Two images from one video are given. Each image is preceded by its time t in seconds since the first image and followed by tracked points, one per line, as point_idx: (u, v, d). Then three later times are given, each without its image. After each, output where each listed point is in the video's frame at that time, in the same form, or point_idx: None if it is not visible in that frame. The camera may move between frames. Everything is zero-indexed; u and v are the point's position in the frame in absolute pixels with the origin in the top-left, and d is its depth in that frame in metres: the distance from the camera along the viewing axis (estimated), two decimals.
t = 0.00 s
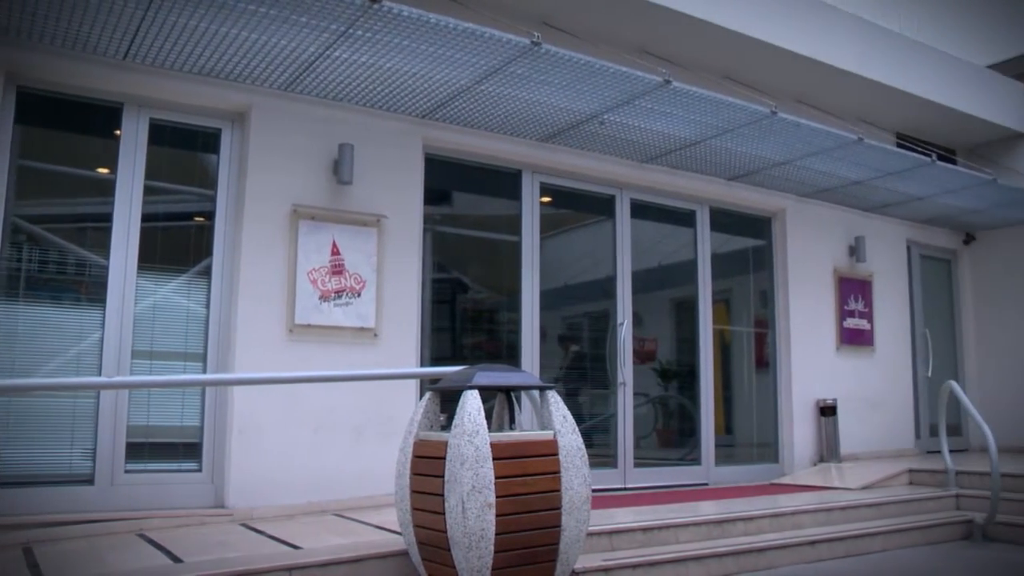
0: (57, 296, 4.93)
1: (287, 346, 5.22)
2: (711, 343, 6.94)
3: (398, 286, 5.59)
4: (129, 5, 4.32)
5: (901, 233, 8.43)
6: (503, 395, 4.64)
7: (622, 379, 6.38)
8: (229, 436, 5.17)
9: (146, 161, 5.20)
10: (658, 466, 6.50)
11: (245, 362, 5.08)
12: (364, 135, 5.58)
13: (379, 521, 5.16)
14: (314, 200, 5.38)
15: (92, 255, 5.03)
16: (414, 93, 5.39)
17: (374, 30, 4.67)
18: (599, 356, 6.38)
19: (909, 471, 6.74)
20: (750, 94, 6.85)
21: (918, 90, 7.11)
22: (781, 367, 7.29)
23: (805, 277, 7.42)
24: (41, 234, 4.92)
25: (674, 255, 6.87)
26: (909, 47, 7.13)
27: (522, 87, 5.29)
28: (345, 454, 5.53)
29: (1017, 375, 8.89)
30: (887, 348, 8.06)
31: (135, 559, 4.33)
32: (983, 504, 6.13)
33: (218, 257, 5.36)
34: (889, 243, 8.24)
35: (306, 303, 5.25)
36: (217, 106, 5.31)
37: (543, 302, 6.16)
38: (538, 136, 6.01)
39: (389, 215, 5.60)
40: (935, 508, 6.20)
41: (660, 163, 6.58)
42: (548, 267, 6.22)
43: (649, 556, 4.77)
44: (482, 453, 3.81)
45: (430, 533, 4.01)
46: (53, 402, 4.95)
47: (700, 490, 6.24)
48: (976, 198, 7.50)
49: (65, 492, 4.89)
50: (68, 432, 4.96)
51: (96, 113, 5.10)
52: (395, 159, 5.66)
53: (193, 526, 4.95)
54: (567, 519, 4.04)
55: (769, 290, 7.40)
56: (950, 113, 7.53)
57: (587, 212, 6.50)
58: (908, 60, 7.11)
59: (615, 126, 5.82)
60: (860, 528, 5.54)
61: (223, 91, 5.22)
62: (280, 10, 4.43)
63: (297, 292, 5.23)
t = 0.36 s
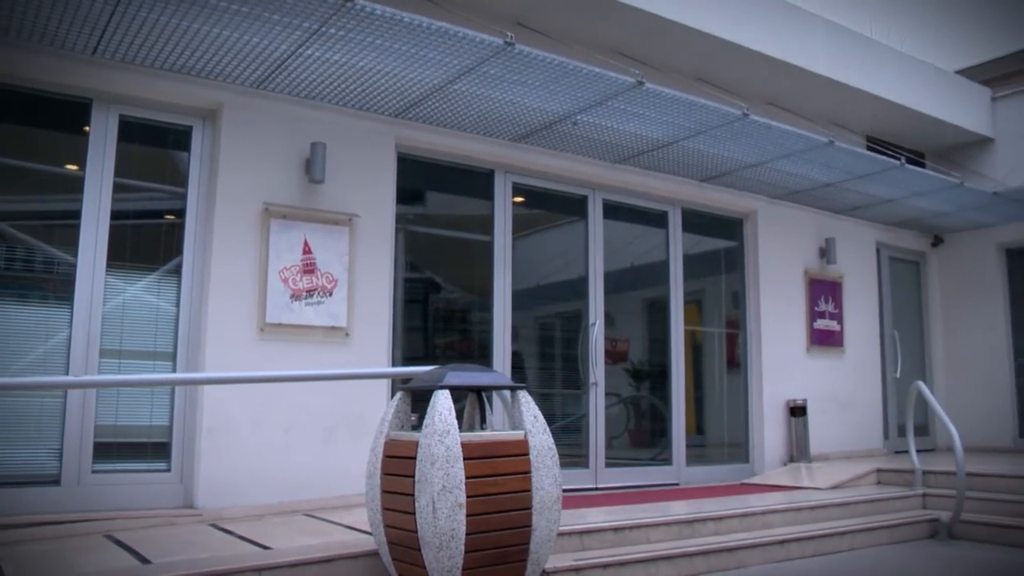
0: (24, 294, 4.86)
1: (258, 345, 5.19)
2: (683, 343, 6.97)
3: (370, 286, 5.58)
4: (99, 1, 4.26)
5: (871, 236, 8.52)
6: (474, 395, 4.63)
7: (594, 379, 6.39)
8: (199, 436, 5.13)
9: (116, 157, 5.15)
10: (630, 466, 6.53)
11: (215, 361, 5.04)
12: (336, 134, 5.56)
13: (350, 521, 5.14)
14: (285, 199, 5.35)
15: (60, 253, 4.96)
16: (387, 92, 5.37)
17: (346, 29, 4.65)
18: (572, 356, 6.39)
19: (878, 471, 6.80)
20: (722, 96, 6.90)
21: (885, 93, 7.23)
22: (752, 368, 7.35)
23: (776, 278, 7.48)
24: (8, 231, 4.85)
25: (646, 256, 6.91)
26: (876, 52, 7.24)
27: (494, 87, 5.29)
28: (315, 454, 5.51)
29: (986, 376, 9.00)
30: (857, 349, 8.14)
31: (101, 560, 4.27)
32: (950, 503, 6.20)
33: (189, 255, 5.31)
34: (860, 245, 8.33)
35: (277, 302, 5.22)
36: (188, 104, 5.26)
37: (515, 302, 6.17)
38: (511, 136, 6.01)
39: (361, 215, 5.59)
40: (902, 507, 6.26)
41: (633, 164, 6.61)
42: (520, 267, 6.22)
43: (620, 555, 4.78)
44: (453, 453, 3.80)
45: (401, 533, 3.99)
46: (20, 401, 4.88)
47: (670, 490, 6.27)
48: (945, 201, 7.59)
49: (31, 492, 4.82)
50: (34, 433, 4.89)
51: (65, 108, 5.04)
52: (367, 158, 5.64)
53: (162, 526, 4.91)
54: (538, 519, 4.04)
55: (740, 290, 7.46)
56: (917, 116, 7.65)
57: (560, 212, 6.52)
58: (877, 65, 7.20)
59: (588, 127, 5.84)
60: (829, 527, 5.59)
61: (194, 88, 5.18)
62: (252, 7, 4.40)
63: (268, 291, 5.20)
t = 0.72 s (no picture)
0: None
1: (228, 344, 5.16)
2: (654, 344, 7.01)
3: (342, 286, 5.57)
4: None
5: (842, 238, 8.60)
6: (445, 395, 4.62)
7: (566, 380, 6.40)
8: (168, 435, 5.09)
9: (84, 154, 5.09)
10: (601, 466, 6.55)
11: (184, 360, 5.00)
12: (308, 132, 5.53)
13: (321, 521, 5.12)
14: (256, 197, 5.32)
15: (27, 251, 4.89)
16: (359, 91, 5.36)
17: (319, 27, 4.63)
18: (544, 357, 6.40)
19: (846, 471, 6.87)
20: (695, 98, 6.95)
21: (854, 96, 7.32)
22: (723, 368, 7.40)
23: (747, 280, 7.54)
24: None
25: (619, 256, 6.94)
26: (846, 56, 7.33)
27: (467, 87, 5.29)
28: (286, 453, 5.49)
29: (955, 377, 9.11)
30: (827, 349, 8.21)
31: (67, 562, 4.22)
32: (917, 503, 6.27)
33: (159, 252, 5.26)
34: (830, 247, 8.40)
35: (248, 301, 5.19)
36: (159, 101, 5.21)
37: (488, 302, 6.17)
38: (484, 135, 6.02)
39: (334, 214, 5.57)
40: (870, 507, 6.32)
41: (606, 165, 6.64)
42: (493, 267, 6.23)
43: (590, 555, 4.80)
44: (423, 453, 3.79)
45: (371, 534, 3.97)
46: None
47: (641, 490, 6.30)
48: (915, 204, 7.68)
49: None
50: None
51: (33, 104, 4.97)
52: (340, 157, 5.63)
53: (130, 527, 4.86)
54: (508, 519, 4.05)
55: (711, 291, 7.51)
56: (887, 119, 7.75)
57: (533, 212, 6.53)
58: (847, 69, 7.29)
59: (561, 127, 5.85)
60: (798, 526, 5.63)
61: (165, 85, 5.13)
62: (225, 4, 4.36)
63: (238, 290, 5.17)
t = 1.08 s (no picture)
0: None
1: (198, 343, 5.12)
2: (625, 345, 7.03)
3: (313, 285, 5.55)
4: None
5: (813, 239, 8.68)
6: (416, 394, 4.59)
7: (537, 380, 6.40)
8: (137, 435, 5.04)
9: (52, 149, 5.01)
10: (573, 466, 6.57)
11: (153, 359, 4.96)
12: (279, 131, 5.51)
13: (291, 521, 5.10)
14: (227, 196, 5.28)
15: None
16: (331, 89, 5.34)
17: (291, 24, 4.60)
18: (515, 357, 6.40)
19: (815, 471, 6.93)
20: (668, 100, 6.98)
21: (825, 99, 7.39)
22: (694, 369, 7.44)
23: (719, 281, 7.58)
24: None
25: (590, 257, 6.96)
26: (818, 59, 7.39)
27: (440, 86, 5.28)
28: (255, 453, 5.46)
29: (924, 378, 9.21)
30: (797, 350, 8.28)
31: (31, 564, 4.15)
32: (885, 502, 6.34)
33: (128, 250, 5.20)
34: (801, 248, 8.47)
35: (218, 300, 5.16)
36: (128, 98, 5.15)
37: (460, 302, 6.17)
38: (457, 135, 6.01)
39: (305, 212, 5.55)
40: (840, 506, 6.37)
41: (579, 165, 6.65)
42: (465, 267, 6.22)
43: (561, 554, 4.81)
44: (393, 453, 3.78)
45: (343, 534, 3.94)
46: None
47: (611, 490, 6.32)
48: (884, 206, 7.76)
49: None
50: None
51: None
52: (311, 155, 5.60)
53: (97, 528, 4.81)
54: (478, 519, 4.04)
55: (682, 292, 7.55)
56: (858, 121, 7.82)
57: (504, 212, 6.53)
58: (818, 72, 7.36)
59: (534, 127, 5.85)
60: (768, 526, 5.67)
61: (134, 81, 5.08)
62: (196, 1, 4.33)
63: (208, 288, 5.13)
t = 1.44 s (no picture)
0: None
1: (165, 342, 5.07)
2: (594, 344, 7.05)
3: (282, 284, 5.52)
4: None
5: (781, 241, 8.76)
6: (386, 394, 4.57)
7: (506, 380, 6.41)
8: (103, 435, 4.99)
9: (16, 145, 4.93)
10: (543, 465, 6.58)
11: (118, 357, 4.91)
12: (249, 128, 5.47)
13: (258, 521, 5.07)
14: (196, 193, 5.24)
15: None
16: (302, 87, 5.31)
17: (262, 22, 4.57)
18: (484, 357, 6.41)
19: (783, 471, 6.99)
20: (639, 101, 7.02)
21: (795, 102, 7.46)
22: (663, 370, 7.49)
23: (688, 282, 7.63)
24: None
25: (561, 257, 6.98)
26: (788, 62, 7.46)
27: (411, 85, 5.27)
28: (221, 453, 5.42)
29: (891, 379, 9.31)
30: (766, 350, 8.35)
31: None
32: (851, 501, 6.41)
33: (95, 247, 5.13)
34: (770, 250, 8.55)
35: (186, 299, 5.12)
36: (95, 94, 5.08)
37: (430, 302, 6.16)
38: (428, 134, 6.00)
39: (274, 211, 5.52)
40: (807, 506, 6.43)
41: (550, 165, 6.67)
42: (436, 266, 6.22)
43: (529, 553, 4.81)
44: (362, 453, 3.76)
45: (309, 534, 3.92)
46: None
47: (579, 490, 6.34)
48: (852, 209, 7.85)
49: None
50: None
51: None
52: (281, 153, 5.57)
53: (59, 529, 4.74)
54: (447, 519, 4.03)
55: (652, 292, 7.59)
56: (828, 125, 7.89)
57: (475, 212, 6.53)
58: (788, 75, 7.42)
59: (505, 127, 5.86)
60: (736, 526, 5.71)
61: (102, 77, 5.01)
62: None
63: (176, 287, 5.09)
